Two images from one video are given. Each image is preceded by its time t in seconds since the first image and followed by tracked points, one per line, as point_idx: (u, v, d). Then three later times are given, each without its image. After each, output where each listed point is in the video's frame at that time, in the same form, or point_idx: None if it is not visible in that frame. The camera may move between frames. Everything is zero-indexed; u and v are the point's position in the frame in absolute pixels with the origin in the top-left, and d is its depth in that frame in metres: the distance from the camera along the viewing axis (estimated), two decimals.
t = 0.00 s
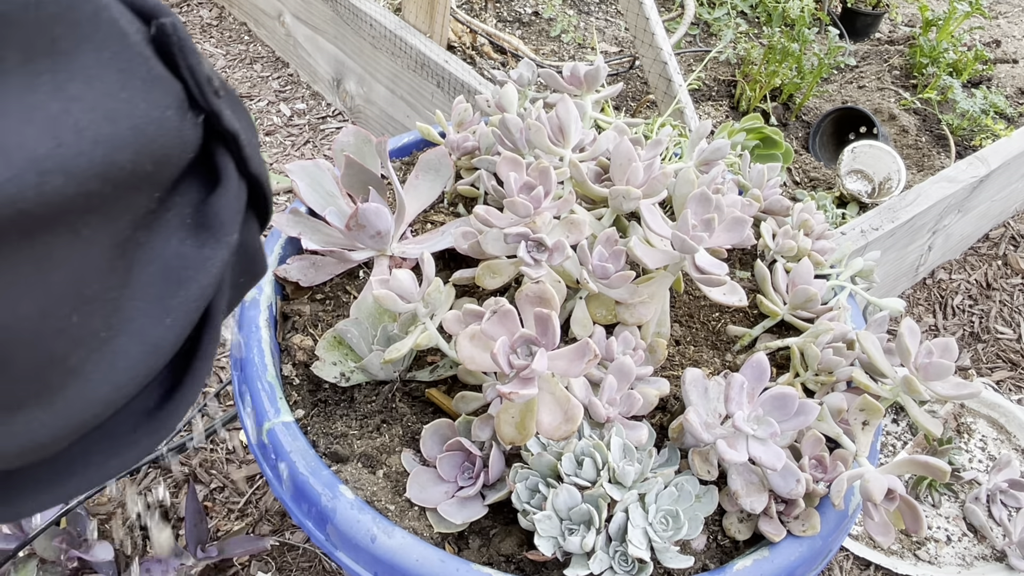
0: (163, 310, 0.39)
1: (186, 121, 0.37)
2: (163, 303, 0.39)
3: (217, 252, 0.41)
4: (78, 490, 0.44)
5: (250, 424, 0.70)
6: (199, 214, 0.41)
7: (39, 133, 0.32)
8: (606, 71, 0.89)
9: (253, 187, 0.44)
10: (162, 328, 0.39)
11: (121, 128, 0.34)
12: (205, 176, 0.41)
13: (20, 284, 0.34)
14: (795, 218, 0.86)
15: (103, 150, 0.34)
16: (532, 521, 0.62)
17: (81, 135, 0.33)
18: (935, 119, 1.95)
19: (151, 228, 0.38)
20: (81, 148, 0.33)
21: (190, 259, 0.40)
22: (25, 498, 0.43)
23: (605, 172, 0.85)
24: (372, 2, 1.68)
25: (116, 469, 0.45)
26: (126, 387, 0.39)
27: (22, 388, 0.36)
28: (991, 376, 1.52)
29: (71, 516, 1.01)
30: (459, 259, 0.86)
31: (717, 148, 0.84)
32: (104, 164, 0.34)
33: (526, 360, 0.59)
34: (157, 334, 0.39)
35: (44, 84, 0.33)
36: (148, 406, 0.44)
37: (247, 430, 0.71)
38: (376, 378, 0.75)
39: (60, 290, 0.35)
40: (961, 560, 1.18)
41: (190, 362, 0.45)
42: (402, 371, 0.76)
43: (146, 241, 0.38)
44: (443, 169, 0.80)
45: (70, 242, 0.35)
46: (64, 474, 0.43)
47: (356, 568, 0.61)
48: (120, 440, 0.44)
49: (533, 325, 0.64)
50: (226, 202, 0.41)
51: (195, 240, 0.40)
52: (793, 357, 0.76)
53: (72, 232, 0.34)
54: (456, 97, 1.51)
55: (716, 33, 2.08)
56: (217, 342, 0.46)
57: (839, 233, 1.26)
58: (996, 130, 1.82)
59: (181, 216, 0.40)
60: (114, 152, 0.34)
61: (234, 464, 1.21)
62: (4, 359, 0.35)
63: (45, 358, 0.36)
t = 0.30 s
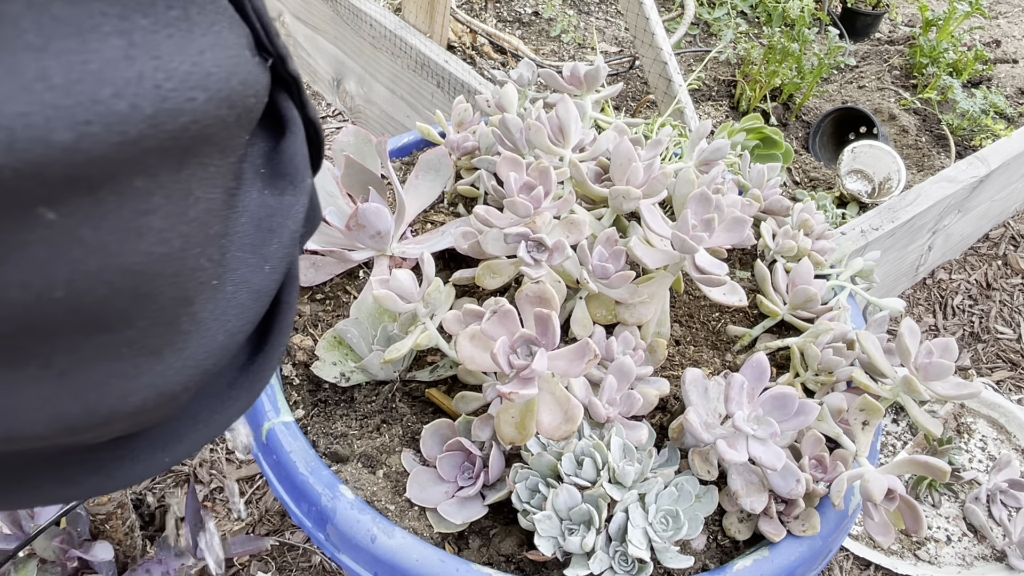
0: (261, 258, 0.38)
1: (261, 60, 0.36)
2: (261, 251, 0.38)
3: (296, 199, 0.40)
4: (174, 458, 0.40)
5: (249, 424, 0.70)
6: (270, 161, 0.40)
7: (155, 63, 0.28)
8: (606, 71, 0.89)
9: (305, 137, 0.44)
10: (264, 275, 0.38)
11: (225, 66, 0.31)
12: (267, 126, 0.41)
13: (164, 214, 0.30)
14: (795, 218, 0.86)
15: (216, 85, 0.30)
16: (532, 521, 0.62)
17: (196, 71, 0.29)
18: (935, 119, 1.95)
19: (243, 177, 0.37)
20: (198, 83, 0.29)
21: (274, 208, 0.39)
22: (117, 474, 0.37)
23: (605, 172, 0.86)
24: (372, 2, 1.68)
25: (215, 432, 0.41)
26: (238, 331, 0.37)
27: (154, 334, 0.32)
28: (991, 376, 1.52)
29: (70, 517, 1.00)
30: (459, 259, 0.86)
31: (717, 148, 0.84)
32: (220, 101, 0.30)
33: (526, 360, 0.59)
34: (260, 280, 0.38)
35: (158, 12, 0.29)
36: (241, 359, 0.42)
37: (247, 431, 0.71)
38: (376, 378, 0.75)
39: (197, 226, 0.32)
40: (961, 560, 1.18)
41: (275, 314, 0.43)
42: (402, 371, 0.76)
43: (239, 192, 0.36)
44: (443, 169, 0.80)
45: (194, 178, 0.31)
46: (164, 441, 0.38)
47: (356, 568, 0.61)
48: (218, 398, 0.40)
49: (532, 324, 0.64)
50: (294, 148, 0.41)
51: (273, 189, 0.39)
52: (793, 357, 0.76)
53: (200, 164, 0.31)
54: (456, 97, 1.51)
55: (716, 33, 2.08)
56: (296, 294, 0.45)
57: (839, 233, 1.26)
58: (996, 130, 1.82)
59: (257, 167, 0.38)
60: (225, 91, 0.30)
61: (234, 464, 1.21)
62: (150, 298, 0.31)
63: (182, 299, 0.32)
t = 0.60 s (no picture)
0: (310, 241, 0.43)
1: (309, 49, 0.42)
2: (311, 232, 0.43)
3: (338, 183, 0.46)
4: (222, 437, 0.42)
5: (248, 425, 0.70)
6: (313, 145, 0.45)
7: (246, 40, 0.30)
8: (606, 71, 0.89)
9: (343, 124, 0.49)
10: (312, 258, 0.43)
11: (295, 48, 0.33)
12: (311, 117, 0.46)
13: (238, 194, 0.33)
14: (795, 218, 0.86)
15: (290, 64, 0.32)
16: (532, 522, 0.62)
17: (276, 50, 0.31)
18: (935, 119, 1.95)
19: (292, 165, 0.42)
20: (278, 62, 0.31)
21: (319, 191, 0.44)
22: (173, 452, 0.39)
23: (605, 172, 0.86)
24: (373, 2, 1.68)
25: (258, 412, 0.44)
26: (287, 312, 0.40)
27: (221, 311, 0.34)
28: (991, 376, 1.52)
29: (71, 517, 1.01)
30: (459, 259, 0.86)
31: (717, 148, 0.83)
32: (293, 81, 0.32)
33: (526, 360, 0.59)
34: (308, 263, 0.42)
35: None
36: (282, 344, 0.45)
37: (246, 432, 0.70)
38: (376, 378, 0.75)
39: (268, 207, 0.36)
40: (961, 560, 1.18)
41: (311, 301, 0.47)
42: (402, 371, 0.76)
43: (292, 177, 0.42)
44: (443, 169, 0.80)
45: (263, 159, 0.34)
46: (215, 420, 0.41)
47: (356, 568, 0.61)
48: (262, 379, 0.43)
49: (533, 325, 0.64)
50: (334, 134, 0.46)
51: (316, 174, 0.45)
52: (793, 357, 0.76)
53: (271, 146, 0.34)
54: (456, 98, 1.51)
55: (716, 33, 2.08)
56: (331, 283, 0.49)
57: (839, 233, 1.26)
58: (996, 130, 1.82)
59: (302, 154, 0.44)
60: (296, 70, 0.33)
61: (235, 464, 1.21)
62: (220, 277, 0.33)
63: (246, 278, 0.35)
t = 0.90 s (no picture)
0: (272, 253, 0.42)
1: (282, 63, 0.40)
2: (272, 244, 0.42)
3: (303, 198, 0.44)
4: (176, 443, 0.43)
5: (249, 425, 0.70)
6: (283, 160, 0.43)
7: (209, 69, 0.31)
8: (606, 71, 0.89)
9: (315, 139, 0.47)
10: (273, 270, 0.42)
11: (258, 72, 0.34)
12: (282, 129, 0.44)
13: (197, 210, 0.34)
14: (795, 218, 0.86)
15: (253, 89, 0.33)
16: (532, 522, 0.62)
17: (238, 77, 0.32)
18: (935, 119, 1.95)
19: (256, 174, 0.40)
20: (240, 88, 0.32)
21: (284, 204, 0.42)
22: (126, 456, 0.40)
23: (605, 172, 0.85)
24: (372, 2, 1.68)
25: (211, 421, 0.44)
26: (245, 324, 0.40)
27: (174, 322, 0.35)
28: (991, 376, 1.52)
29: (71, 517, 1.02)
30: (459, 259, 0.86)
31: (717, 148, 0.84)
32: (256, 105, 0.34)
33: (526, 360, 0.59)
34: (270, 275, 0.42)
35: (207, 21, 0.32)
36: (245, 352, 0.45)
37: (247, 432, 0.71)
38: (377, 378, 0.75)
39: (222, 221, 0.36)
40: (961, 560, 1.18)
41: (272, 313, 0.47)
42: (402, 371, 0.76)
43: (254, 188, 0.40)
44: (443, 169, 0.80)
45: (223, 177, 0.35)
46: (167, 428, 0.41)
47: (355, 568, 0.61)
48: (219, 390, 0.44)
49: (532, 325, 0.64)
50: (304, 150, 0.44)
51: (281, 187, 0.43)
52: (793, 357, 0.76)
53: (233, 167, 0.35)
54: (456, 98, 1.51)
55: (716, 33, 2.08)
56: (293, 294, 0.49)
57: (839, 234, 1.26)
58: (997, 130, 1.82)
59: (268, 164, 0.42)
60: (260, 94, 0.34)
61: (234, 464, 1.21)
62: (175, 288, 0.34)
63: (202, 290, 0.36)
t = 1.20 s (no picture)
0: (232, 270, 0.42)
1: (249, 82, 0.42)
2: (233, 262, 0.42)
3: (269, 214, 0.45)
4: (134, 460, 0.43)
5: (249, 424, 0.70)
6: (248, 176, 0.45)
7: (153, 96, 0.31)
8: (606, 71, 0.89)
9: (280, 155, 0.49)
10: (232, 287, 0.42)
11: (213, 95, 0.34)
12: (248, 146, 0.46)
13: (145, 231, 0.34)
14: (795, 218, 0.86)
15: (204, 113, 0.34)
16: (532, 521, 0.62)
17: (188, 102, 0.33)
18: (935, 119, 1.95)
19: (218, 191, 0.41)
20: (189, 113, 0.33)
21: (249, 222, 0.43)
22: (80, 474, 0.41)
23: (605, 172, 0.85)
24: (372, 2, 1.68)
25: (169, 436, 0.44)
26: (203, 341, 0.40)
27: (127, 339, 0.36)
28: (991, 376, 1.52)
29: (71, 517, 1.01)
30: (459, 259, 0.86)
31: (717, 148, 0.84)
32: (208, 128, 0.34)
33: (526, 360, 0.59)
34: (228, 292, 0.41)
35: (156, 48, 0.32)
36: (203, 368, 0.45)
37: (247, 431, 0.71)
38: (376, 378, 0.75)
39: (173, 239, 0.36)
40: (961, 560, 1.18)
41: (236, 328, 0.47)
42: (402, 371, 0.76)
43: (216, 204, 0.40)
44: (443, 169, 0.80)
45: (175, 199, 0.35)
46: (123, 444, 0.42)
47: (355, 568, 0.61)
48: (178, 408, 0.44)
49: (532, 325, 0.64)
50: (271, 167, 0.46)
51: (247, 204, 0.44)
52: (793, 357, 0.75)
53: (184, 186, 0.35)
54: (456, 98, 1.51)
55: (716, 33, 2.08)
56: (260, 307, 0.49)
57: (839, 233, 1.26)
58: (996, 130, 1.82)
59: (233, 181, 0.43)
60: (213, 117, 0.34)
61: (234, 464, 1.21)
62: (125, 307, 0.35)
63: (155, 308, 0.36)
